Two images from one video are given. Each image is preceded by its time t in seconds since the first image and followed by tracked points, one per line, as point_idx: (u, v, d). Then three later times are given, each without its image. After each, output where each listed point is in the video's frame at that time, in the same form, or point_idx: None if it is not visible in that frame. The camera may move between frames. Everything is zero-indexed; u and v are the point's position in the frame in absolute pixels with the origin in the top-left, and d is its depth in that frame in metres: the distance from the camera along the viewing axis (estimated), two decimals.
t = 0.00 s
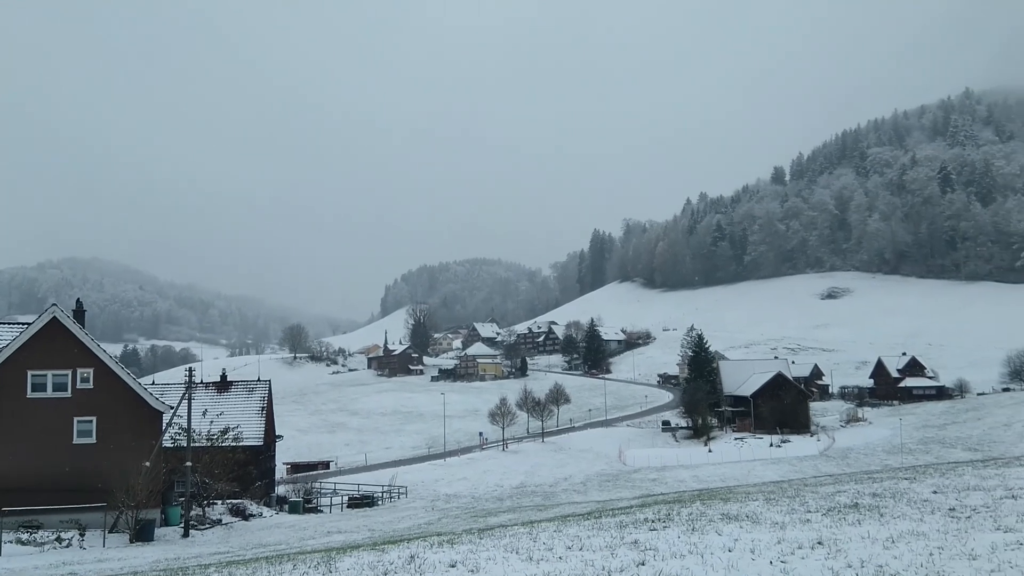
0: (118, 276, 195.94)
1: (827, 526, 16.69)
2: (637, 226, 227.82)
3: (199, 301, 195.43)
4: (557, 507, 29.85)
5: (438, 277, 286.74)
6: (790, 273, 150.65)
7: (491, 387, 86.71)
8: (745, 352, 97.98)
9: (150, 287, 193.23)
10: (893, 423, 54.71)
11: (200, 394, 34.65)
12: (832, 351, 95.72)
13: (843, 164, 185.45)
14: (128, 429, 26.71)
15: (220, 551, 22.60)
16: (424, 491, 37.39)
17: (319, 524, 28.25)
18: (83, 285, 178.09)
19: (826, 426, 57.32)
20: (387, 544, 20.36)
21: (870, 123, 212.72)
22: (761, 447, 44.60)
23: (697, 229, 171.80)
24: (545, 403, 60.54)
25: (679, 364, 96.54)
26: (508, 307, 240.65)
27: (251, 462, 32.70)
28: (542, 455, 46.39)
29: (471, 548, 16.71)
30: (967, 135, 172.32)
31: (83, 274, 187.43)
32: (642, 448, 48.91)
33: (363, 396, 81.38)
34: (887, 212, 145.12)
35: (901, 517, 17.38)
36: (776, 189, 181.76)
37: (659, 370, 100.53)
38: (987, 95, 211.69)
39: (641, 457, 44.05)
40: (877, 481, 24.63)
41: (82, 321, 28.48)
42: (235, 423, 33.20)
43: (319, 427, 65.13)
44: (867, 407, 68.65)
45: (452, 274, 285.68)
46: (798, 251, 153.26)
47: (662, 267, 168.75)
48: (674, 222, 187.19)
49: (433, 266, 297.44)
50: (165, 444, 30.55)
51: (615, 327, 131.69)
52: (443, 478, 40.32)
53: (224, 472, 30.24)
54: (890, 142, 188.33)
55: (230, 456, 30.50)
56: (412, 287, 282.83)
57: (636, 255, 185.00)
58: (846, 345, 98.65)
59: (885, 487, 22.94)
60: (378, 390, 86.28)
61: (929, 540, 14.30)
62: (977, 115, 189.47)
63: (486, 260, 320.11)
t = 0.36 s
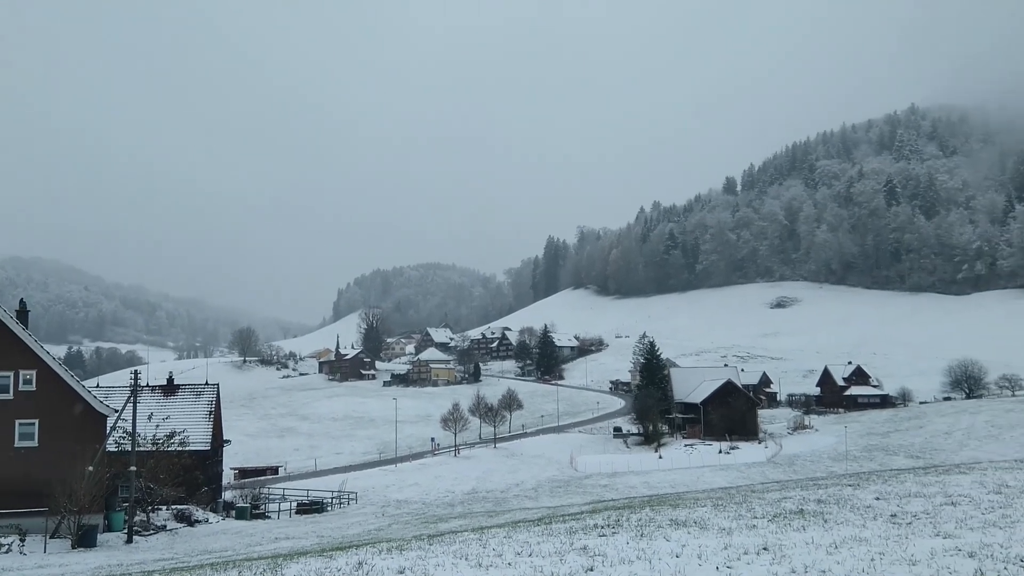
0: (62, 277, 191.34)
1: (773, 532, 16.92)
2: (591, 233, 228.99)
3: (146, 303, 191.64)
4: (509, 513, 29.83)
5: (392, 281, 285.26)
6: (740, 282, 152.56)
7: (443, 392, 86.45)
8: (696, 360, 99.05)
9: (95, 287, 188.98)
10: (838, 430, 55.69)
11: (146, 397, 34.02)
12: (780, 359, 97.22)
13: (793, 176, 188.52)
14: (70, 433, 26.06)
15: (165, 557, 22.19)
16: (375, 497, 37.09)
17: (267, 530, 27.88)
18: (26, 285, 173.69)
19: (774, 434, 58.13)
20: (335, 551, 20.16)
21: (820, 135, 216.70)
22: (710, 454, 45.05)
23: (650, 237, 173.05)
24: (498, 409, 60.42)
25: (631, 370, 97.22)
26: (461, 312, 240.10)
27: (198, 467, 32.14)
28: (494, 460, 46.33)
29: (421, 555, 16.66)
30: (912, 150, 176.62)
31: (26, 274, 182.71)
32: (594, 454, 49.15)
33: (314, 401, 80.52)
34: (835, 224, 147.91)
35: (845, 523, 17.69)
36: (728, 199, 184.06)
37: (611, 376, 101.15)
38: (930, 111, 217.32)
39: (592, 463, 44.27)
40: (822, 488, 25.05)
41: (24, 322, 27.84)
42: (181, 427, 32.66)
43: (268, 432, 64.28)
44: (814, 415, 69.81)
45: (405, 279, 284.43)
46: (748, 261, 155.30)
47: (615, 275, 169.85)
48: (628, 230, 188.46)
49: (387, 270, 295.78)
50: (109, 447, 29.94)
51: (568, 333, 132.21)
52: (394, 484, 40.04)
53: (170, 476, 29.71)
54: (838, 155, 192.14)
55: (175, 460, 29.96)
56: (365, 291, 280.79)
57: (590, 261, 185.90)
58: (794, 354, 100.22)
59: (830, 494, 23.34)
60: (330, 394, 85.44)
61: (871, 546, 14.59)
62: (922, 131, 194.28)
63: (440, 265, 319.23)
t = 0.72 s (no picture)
0: (8, 272, 186.70)
1: (725, 532, 17.12)
2: (550, 235, 229.47)
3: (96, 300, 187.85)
4: (463, 514, 29.79)
5: (348, 281, 283.23)
6: (696, 285, 154.02)
7: (399, 393, 86.05)
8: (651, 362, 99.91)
9: (42, 284, 184.71)
10: (789, 433, 56.59)
11: (93, 395, 33.32)
12: (734, 362, 98.48)
13: (748, 181, 190.89)
14: (16, 431, 25.46)
15: (111, 559, 21.76)
16: (328, 498, 36.77)
17: (217, 532, 27.47)
18: None
19: (727, 435, 58.90)
20: (287, 552, 19.96)
21: (774, 142, 219.99)
22: (664, 455, 45.52)
23: (607, 239, 173.76)
24: (454, 410, 60.30)
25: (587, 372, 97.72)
26: (419, 312, 239.15)
27: (147, 467, 31.61)
28: (449, 461, 46.25)
29: (372, 555, 16.52)
30: (864, 157, 180.11)
31: None
32: (549, 455, 49.35)
33: (268, 401, 79.60)
34: (789, 229, 150.15)
35: (794, 524, 17.97)
36: (685, 203, 185.39)
37: (567, 378, 101.57)
38: (881, 119, 221.94)
39: (548, 464, 44.44)
40: (773, 489, 25.43)
41: None
42: (131, 427, 32.09)
43: (220, 432, 63.42)
44: (765, 417, 70.85)
45: (362, 279, 282.77)
46: (703, 264, 156.85)
47: (572, 277, 170.53)
48: (586, 232, 189.18)
49: (344, 270, 293.64)
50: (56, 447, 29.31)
51: (524, 334, 132.46)
52: (347, 484, 39.74)
53: (118, 477, 29.14)
54: (792, 161, 195.29)
55: (125, 460, 29.44)
56: (321, 291, 278.45)
57: (548, 263, 186.38)
58: (747, 357, 101.57)
59: (781, 494, 23.73)
60: (283, 394, 84.51)
61: (819, 546, 14.82)
62: (873, 139, 198.34)
63: (397, 266, 317.83)
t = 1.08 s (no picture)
0: None
1: (680, 532, 17.28)
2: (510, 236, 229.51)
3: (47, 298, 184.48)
4: (421, 514, 29.69)
5: (307, 280, 280.72)
6: (654, 286, 155.16)
7: (357, 393, 85.44)
8: (609, 363, 100.47)
9: None
10: (744, 433, 57.30)
11: (44, 394, 32.62)
12: (691, 363, 99.41)
13: (706, 184, 192.74)
14: None
15: (61, 560, 21.40)
16: (284, 498, 36.40)
17: (171, 533, 27.05)
18: None
19: (684, 436, 59.44)
20: (241, 553, 19.73)
21: (732, 145, 222.49)
22: (621, 455, 45.79)
23: (567, 240, 174.15)
24: (412, 410, 60.02)
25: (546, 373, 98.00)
26: (377, 312, 237.86)
27: (98, 467, 31.06)
28: (407, 462, 46.03)
29: (328, 556, 16.44)
30: (819, 162, 182.83)
31: None
32: (508, 455, 49.38)
33: (224, 401, 78.57)
34: (746, 231, 151.95)
35: (748, 523, 18.19)
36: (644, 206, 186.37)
37: (526, 378, 101.78)
38: (836, 125, 225.56)
39: (506, 465, 44.49)
40: (728, 489, 25.68)
41: None
42: (83, 427, 31.50)
43: (174, 433, 62.47)
44: (721, 418, 71.61)
45: (321, 278, 280.91)
46: (661, 266, 158.12)
47: (532, 278, 170.79)
48: (546, 233, 189.50)
49: (302, 269, 291.24)
50: (5, 447, 28.67)
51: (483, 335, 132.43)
52: (304, 485, 39.35)
53: (68, 477, 28.59)
54: (749, 165, 197.78)
55: (76, 460, 28.90)
56: (278, 290, 275.78)
57: (508, 263, 186.42)
58: (704, 358, 102.61)
59: (736, 494, 24.01)
60: (239, 394, 83.49)
61: (773, 545, 15.01)
62: (828, 144, 201.32)
63: (357, 265, 315.82)
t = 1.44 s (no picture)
0: None
1: (640, 531, 17.47)
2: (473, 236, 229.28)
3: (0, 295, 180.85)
4: (383, 514, 29.62)
5: (267, 279, 278.11)
6: (615, 287, 156.16)
7: (319, 393, 84.91)
8: (571, 363, 100.95)
9: None
10: (703, 432, 57.95)
11: None
12: (652, 363, 100.25)
13: (668, 186, 194.29)
14: None
15: (14, 562, 21.10)
16: (244, 499, 36.14)
17: (129, 534, 26.72)
18: None
19: (644, 435, 59.97)
20: (199, 554, 19.56)
21: (693, 148, 224.63)
22: (582, 454, 46.09)
23: (530, 241, 174.32)
24: (374, 410, 59.80)
25: (508, 373, 98.19)
26: (339, 311, 236.44)
27: (53, 468, 30.59)
28: (368, 461, 45.85)
29: (286, 558, 16.37)
30: (778, 165, 185.23)
31: None
32: (469, 455, 49.44)
33: (182, 400, 77.64)
34: (706, 233, 153.46)
35: (707, 522, 18.44)
36: (606, 207, 187.15)
37: (488, 378, 101.89)
38: (795, 129, 228.71)
39: (468, 464, 44.51)
40: (688, 488, 25.98)
41: None
42: (38, 426, 31.03)
43: (131, 433, 61.63)
44: (681, 417, 72.33)
45: (281, 277, 278.76)
46: (623, 267, 159.20)
47: (494, 278, 170.88)
48: (509, 233, 189.67)
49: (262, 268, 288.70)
50: None
51: (446, 334, 132.32)
52: (265, 485, 39.07)
53: (23, 478, 28.14)
54: (710, 168, 199.93)
55: (31, 461, 28.46)
56: (238, 288, 273.01)
57: (471, 263, 186.31)
58: (665, 358, 103.53)
59: (694, 493, 24.33)
60: (198, 393, 82.52)
61: (730, 544, 15.23)
62: (787, 148, 204.03)
63: (319, 265, 313.58)
